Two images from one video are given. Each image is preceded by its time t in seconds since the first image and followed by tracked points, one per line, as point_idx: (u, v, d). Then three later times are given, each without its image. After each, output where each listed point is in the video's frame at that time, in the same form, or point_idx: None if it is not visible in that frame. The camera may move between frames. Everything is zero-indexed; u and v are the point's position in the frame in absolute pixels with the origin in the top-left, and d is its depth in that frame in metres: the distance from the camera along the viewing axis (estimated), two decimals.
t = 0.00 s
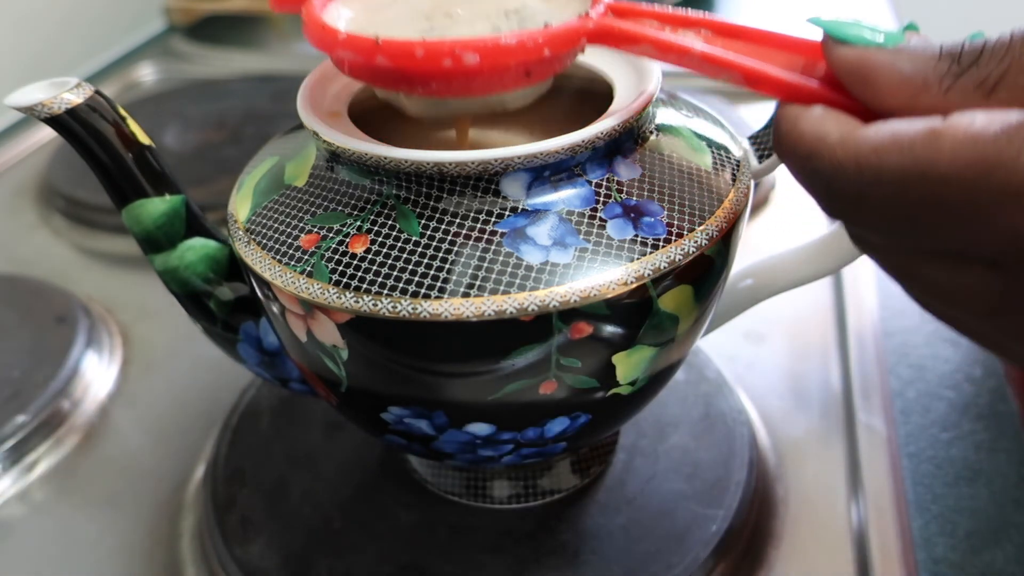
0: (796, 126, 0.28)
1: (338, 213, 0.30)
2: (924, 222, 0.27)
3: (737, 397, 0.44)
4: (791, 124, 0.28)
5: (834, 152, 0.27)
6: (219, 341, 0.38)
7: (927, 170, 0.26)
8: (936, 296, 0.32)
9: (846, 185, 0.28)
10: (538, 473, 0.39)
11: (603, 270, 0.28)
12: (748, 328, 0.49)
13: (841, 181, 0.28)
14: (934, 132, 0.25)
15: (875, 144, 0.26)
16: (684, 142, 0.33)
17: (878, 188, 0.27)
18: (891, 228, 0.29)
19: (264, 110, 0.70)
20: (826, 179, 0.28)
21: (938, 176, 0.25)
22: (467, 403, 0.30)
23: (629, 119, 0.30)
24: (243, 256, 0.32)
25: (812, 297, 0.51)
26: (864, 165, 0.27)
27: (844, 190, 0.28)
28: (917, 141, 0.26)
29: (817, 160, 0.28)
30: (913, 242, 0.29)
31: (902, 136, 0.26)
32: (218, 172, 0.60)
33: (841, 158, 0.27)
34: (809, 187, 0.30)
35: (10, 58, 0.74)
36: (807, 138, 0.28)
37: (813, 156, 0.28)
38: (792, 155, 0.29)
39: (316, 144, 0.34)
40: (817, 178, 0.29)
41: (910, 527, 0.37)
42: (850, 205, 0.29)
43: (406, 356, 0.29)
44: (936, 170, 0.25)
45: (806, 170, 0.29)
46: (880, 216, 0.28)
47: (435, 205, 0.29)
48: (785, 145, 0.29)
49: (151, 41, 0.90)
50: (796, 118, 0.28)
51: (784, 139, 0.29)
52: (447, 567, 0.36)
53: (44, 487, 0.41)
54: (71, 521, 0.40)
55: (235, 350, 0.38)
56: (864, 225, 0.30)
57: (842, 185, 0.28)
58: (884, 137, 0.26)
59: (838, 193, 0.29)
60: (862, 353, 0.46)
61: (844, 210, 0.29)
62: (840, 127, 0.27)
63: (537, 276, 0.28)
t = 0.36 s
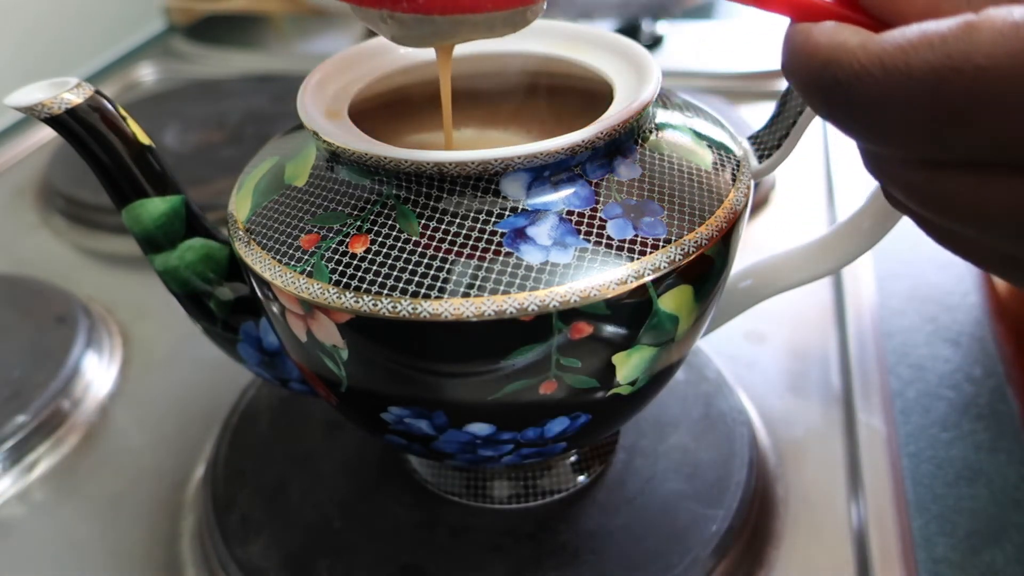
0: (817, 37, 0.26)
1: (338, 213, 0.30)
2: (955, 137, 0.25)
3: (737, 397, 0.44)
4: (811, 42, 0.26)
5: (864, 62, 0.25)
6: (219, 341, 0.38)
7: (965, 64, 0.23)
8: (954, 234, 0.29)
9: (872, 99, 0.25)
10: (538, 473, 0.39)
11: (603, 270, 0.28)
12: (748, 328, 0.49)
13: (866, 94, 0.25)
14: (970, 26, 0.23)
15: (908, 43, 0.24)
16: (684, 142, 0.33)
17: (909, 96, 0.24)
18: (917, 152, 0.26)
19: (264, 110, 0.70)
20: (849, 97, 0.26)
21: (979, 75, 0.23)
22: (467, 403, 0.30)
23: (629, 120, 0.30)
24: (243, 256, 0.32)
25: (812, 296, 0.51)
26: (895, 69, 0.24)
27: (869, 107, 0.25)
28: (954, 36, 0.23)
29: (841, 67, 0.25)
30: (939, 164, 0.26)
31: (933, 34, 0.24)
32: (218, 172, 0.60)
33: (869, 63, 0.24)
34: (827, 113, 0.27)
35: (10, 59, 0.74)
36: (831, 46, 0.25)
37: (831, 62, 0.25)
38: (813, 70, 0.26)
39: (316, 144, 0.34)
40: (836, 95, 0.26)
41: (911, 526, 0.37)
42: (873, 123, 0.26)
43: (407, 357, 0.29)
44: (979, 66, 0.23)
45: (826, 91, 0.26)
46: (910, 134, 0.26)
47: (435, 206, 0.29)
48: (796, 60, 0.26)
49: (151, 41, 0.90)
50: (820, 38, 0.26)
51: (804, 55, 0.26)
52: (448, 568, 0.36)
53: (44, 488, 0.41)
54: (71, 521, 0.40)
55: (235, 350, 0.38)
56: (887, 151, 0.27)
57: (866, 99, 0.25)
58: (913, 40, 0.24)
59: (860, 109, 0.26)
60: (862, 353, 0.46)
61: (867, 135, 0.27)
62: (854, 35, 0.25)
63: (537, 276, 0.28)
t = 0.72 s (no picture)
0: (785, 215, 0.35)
1: (339, 213, 0.30)
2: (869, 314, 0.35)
3: (737, 397, 0.44)
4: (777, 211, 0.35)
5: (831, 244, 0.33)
6: (219, 341, 0.38)
7: (902, 259, 0.32)
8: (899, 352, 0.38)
9: (831, 275, 0.34)
10: (538, 473, 0.39)
11: (603, 270, 0.28)
12: (748, 328, 0.49)
13: (839, 271, 0.33)
14: (921, 231, 0.31)
15: (865, 239, 0.32)
16: (684, 141, 0.33)
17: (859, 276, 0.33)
18: (879, 303, 0.34)
19: (264, 110, 0.70)
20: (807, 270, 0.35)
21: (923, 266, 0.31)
22: (467, 403, 0.30)
23: (629, 120, 0.30)
24: (243, 256, 0.32)
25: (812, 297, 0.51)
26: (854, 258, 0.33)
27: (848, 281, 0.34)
28: (901, 230, 0.32)
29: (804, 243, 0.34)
30: (929, 315, 0.33)
31: (895, 234, 0.32)
32: (218, 172, 0.60)
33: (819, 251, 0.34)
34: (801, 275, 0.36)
35: (10, 58, 0.74)
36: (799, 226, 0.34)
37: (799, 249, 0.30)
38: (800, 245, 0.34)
39: (316, 144, 0.34)
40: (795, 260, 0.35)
41: (911, 526, 0.37)
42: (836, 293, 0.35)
43: (407, 357, 0.29)
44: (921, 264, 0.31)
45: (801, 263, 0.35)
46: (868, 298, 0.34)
47: (435, 205, 0.29)
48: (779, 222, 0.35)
49: (151, 41, 0.90)
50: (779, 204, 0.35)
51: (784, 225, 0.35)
52: (447, 567, 0.36)
53: (44, 488, 0.41)
54: (71, 521, 0.40)
55: (235, 350, 0.38)
56: (859, 302, 0.35)
57: (832, 274, 0.34)
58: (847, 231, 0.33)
59: (831, 279, 0.34)
60: (862, 355, 0.46)
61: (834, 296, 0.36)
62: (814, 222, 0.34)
63: (537, 276, 0.28)
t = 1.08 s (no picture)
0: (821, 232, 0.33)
1: (339, 213, 0.30)
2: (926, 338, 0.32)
3: (737, 397, 0.44)
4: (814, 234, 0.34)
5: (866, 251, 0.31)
6: (219, 341, 0.38)
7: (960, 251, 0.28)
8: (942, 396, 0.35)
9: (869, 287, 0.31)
10: (538, 473, 0.39)
11: (603, 270, 0.28)
12: (748, 328, 0.49)
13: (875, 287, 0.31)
14: (967, 218, 0.28)
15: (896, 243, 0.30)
16: (684, 141, 0.33)
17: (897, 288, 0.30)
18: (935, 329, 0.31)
19: (264, 110, 0.70)
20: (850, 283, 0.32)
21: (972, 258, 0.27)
22: (467, 402, 0.30)
23: (629, 120, 0.30)
24: (243, 256, 0.32)
25: (811, 297, 0.51)
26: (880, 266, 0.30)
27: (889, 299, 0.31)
28: (945, 227, 0.28)
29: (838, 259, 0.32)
30: (970, 331, 0.30)
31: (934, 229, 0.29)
32: (218, 172, 0.60)
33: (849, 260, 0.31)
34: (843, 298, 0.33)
35: (10, 58, 0.73)
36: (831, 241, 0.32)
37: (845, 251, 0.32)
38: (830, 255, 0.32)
39: (316, 144, 0.34)
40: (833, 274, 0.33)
41: (911, 527, 0.37)
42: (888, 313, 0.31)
43: (407, 357, 0.29)
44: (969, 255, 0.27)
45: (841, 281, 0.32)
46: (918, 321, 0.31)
47: (435, 205, 0.29)
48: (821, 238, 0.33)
49: (151, 41, 0.90)
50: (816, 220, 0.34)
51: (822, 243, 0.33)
52: (447, 567, 0.36)
53: (44, 488, 0.41)
54: (71, 522, 0.40)
55: (235, 350, 0.38)
56: (913, 331, 0.31)
57: (875, 289, 0.31)
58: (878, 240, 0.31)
59: (872, 295, 0.31)
60: (862, 354, 0.46)
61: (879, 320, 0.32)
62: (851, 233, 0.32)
63: (537, 276, 0.28)
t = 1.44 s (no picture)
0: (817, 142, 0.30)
1: (339, 213, 0.30)
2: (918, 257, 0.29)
3: (737, 397, 0.44)
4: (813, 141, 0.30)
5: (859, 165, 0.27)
6: (219, 341, 0.38)
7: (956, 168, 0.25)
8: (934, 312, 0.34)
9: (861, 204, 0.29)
10: (538, 473, 0.39)
11: (603, 270, 0.28)
12: (748, 328, 0.49)
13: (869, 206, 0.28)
14: (962, 141, 0.26)
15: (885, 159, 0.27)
16: (685, 141, 0.33)
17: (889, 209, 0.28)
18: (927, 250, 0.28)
19: (264, 110, 0.70)
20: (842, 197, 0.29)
21: (970, 176, 0.25)
22: (467, 402, 0.30)
23: (629, 120, 0.30)
24: (243, 256, 0.32)
25: (812, 297, 0.51)
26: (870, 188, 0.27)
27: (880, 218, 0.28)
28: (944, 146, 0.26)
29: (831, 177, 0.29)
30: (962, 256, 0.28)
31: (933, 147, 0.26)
32: (218, 172, 0.60)
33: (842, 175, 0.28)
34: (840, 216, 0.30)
35: (10, 58, 0.73)
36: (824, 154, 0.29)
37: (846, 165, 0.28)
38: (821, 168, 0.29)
39: (316, 144, 0.34)
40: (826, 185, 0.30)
41: (911, 526, 0.37)
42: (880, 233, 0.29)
43: (407, 357, 0.29)
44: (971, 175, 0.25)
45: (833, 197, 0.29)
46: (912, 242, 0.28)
47: (435, 206, 0.29)
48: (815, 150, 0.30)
49: (151, 41, 0.90)
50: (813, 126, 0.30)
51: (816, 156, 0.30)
52: (447, 567, 0.36)
53: (44, 488, 0.41)
54: (71, 522, 0.40)
55: (235, 350, 0.38)
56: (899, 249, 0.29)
57: (868, 207, 0.28)
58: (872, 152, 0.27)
59: (865, 213, 0.29)
60: (863, 354, 0.46)
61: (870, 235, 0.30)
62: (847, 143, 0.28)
63: (537, 276, 0.28)
